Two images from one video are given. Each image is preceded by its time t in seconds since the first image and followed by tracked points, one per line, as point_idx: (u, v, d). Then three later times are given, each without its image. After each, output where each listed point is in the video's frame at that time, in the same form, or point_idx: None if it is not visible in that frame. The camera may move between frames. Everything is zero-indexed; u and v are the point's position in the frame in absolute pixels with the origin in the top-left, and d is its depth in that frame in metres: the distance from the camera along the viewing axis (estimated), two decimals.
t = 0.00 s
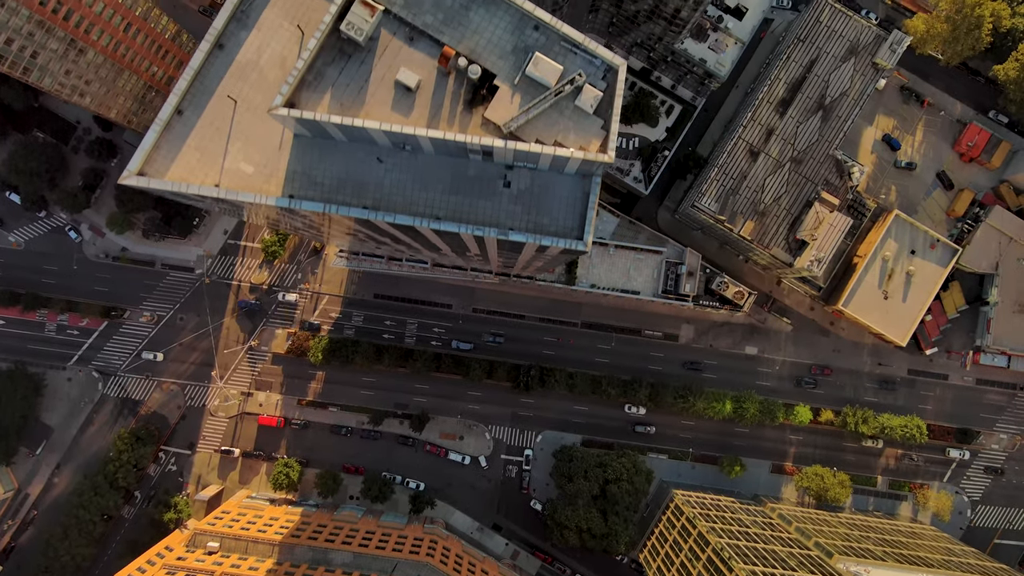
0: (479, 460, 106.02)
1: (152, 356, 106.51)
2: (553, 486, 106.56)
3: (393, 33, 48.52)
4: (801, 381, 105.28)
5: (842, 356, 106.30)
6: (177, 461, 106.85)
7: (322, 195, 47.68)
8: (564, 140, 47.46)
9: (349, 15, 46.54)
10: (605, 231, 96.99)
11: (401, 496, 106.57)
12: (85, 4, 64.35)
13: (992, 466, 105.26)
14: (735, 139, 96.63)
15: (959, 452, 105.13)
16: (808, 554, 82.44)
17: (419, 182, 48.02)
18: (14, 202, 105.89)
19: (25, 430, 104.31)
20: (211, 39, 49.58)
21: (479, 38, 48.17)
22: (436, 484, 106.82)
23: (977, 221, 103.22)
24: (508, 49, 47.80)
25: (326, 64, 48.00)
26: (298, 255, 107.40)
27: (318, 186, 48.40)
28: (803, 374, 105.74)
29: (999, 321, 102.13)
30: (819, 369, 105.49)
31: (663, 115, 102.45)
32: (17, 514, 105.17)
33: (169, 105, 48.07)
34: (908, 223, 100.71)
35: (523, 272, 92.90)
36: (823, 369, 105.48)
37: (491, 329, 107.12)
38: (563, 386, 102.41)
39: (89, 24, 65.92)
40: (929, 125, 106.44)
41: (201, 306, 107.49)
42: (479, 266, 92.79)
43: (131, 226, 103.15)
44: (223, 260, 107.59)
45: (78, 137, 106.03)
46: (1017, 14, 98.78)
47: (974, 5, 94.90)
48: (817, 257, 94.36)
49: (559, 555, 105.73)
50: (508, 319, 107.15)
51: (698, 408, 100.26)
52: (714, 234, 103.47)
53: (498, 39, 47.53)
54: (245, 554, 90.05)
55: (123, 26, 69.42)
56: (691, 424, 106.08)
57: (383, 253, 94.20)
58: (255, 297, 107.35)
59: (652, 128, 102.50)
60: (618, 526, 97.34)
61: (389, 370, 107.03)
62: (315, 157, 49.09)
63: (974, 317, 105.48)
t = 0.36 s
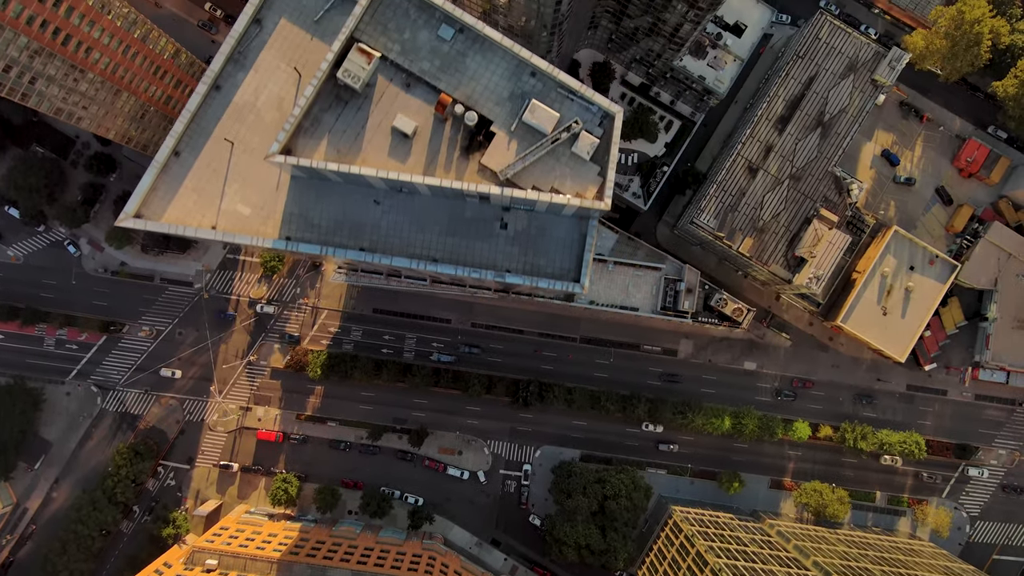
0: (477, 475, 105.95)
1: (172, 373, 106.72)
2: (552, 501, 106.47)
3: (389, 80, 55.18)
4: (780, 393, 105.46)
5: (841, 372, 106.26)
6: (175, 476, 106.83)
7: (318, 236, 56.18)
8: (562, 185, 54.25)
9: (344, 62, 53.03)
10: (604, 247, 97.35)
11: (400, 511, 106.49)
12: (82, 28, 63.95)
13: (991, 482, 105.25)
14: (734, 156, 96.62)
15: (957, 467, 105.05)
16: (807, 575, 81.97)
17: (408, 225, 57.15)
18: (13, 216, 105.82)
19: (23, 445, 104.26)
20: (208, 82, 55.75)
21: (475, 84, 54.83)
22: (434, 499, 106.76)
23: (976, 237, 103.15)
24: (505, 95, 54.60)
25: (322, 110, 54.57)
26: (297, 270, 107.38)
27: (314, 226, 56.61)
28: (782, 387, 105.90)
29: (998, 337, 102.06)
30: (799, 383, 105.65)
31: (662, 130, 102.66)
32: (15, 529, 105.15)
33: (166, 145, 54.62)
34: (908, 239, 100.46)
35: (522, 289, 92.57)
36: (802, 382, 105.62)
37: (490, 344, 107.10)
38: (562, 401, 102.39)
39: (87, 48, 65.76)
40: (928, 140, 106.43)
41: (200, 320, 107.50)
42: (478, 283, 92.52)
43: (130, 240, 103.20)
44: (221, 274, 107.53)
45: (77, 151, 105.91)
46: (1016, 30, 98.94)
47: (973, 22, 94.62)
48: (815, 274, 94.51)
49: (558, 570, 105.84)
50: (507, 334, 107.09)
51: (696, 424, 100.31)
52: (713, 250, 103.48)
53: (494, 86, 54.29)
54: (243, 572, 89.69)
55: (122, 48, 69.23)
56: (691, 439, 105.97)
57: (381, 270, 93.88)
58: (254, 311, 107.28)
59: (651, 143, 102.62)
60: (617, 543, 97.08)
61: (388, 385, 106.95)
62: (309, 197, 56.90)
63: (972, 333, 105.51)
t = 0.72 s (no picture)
0: (476, 491, 105.94)
1: (191, 393, 105.80)
2: (550, 518, 106.49)
3: (386, 130, 55.47)
4: (757, 408, 105.60)
5: (840, 389, 106.26)
6: (174, 492, 106.82)
7: (315, 283, 57.29)
8: (558, 237, 54.44)
9: (341, 114, 53.27)
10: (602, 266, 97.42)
11: (398, 527, 106.46)
12: (80, 55, 63.71)
13: (990, 499, 105.23)
14: (733, 174, 96.59)
15: (956, 484, 105.06)
16: None
17: (406, 271, 58.74)
18: (12, 232, 105.75)
19: (21, 461, 104.22)
20: (205, 128, 55.45)
21: (472, 135, 55.13)
22: (433, 515, 106.77)
23: (975, 254, 103.31)
24: (501, 146, 54.80)
25: (318, 161, 55.04)
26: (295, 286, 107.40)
27: (311, 272, 57.67)
28: (762, 401, 105.88)
29: (997, 355, 102.04)
30: (781, 398, 105.63)
31: (661, 147, 102.72)
32: (13, 545, 105.11)
33: (162, 192, 54.51)
34: (907, 257, 100.13)
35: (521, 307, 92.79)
36: (784, 398, 105.64)
37: (488, 360, 107.04)
38: (560, 418, 102.23)
39: (86, 75, 65.58)
40: (927, 157, 106.47)
41: (199, 336, 107.49)
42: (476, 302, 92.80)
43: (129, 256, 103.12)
44: (220, 290, 107.52)
45: (76, 167, 105.94)
46: (1014, 48, 99.31)
47: (972, 40, 94.88)
48: (813, 293, 94.52)
49: None
50: (506, 350, 106.97)
51: (695, 441, 100.19)
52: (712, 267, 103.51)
53: (491, 138, 54.57)
54: None
55: (120, 73, 68.93)
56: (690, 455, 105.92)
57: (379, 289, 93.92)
58: (252, 327, 107.22)
59: (650, 160, 102.57)
60: (615, 561, 96.87)
61: (387, 401, 106.97)
62: (306, 243, 57.79)
63: (971, 350, 105.44)
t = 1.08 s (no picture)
0: (474, 508, 105.97)
1: (214, 412, 106.29)
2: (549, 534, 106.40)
3: (382, 181, 56.12)
4: (736, 421, 105.40)
5: (838, 406, 106.34)
6: (172, 508, 106.78)
7: (311, 329, 58.75)
8: (554, 288, 55.74)
9: (337, 167, 53.74)
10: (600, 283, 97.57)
11: (397, 543, 106.45)
12: (78, 82, 64.02)
13: (988, 516, 105.22)
14: (732, 192, 96.43)
15: (955, 502, 104.97)
16: None
17: (401, 317, 60.36)
18: (11, 248, 105.74)
19: (20, 477, 104.19)
20: (201, 175, 55.85)
21: (468, 186, 55.94)
22: (431, 531, 106.73)
23: (974, 272, 103.45)
24: (497, 198, 55.59)
25: (314, 213, 55.38)
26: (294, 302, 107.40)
27: (308, 317, 58.90)
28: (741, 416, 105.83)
29: (995, 373, 101.88)
30: (762, 412, 105.62)
31: (660, 165, 102.96)
32: (11, 561, 105.13)
33: (158, 240, 54.97)
34: (905, 275, 99.78)
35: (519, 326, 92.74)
36: (764, 411, 105.66)
37: (487, 376, 106.97)
38: (559, 435, 101.95)
39: (84, 101, 65.88)
40: (925, 174, 106.45)
41: (197, 352, 107.56)
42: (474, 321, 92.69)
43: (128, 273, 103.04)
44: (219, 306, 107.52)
45: (75, 184, 105.74)
46: (1013, 67, 99.09)
47: (971, 59, 94.52)
48: (812, 313, 94.23)
49: None
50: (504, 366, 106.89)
51: (693, 459, 99.85)
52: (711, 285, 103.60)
53: (487, 189, 55.53)
54: None
55: (119, 98, 69.22)
56: (688, 472, 105.85)
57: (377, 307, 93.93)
58: (251, 343, 107.21)
59: (649, 178, 102.68)
60: None
61: (385, 417, 106.97)
62: (303, 288, 59.10)
63: (970, 368, 105.53)
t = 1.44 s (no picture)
0: (473, 525, 105.98)
1: (230, 431, 106.14)
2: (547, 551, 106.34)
3: (378, 232, 55.82)
4: (714, 435, 105.66)
5: (837, 423, 106.37)
6: (171, 524, 106.71)
7: (307, 375, 58.11)
8: (549, 338, 54.70)
9: (333, 219, 53.59)
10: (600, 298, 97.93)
11: (395, 560, 106.40)
12: (76, 110, 64.16)
13: (987, 534, 105.15)
14: (730, 211, 96.34)
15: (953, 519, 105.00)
16: None
17: (398, 362, 59.83)
18: (10, 264, 105.82)
19: (18, 494, 104.24)
20: (198, 222, 56.05)
21: (464, 238, 55.60)
22: (430, 548, 106.68)
23: (973, 289, 103.40)
24: (493, 249, 55.22)
25: (310, 264, 55.12)
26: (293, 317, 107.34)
27: (303, 363, 58.33)
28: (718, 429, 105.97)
29: (994, 391, 101.81)
30: (742, 426, 105.58)
31: (658, 182, 102.45)
32: None
33: (155, 287, 55.23)
34: (903, 293, 99.26)
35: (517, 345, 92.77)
36: (745, 425, 105.63)
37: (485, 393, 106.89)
38: (557, 452, 101.48)
39: (82, 128, 66.10)
40: (925, 191, 106.45)
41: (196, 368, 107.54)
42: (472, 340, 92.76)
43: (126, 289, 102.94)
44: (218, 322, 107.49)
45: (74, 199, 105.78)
46: (1012, 85, 99.33)
47: (971, 78, 94.57)
48: (811, 332, 94.51)
49: None
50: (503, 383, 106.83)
51: (692, 477, 99.57)
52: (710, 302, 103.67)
53: (483, 242, 55.14)
54: None
55: (117, 123, 69.31)
56: (687, 489, 105.86)
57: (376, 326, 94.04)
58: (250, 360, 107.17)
59: (648, 196, 102.35)
60: None
61: (384, 433, 106.93)
62: (298, 334, 58.66)
63: (969, 385, 105.53)
